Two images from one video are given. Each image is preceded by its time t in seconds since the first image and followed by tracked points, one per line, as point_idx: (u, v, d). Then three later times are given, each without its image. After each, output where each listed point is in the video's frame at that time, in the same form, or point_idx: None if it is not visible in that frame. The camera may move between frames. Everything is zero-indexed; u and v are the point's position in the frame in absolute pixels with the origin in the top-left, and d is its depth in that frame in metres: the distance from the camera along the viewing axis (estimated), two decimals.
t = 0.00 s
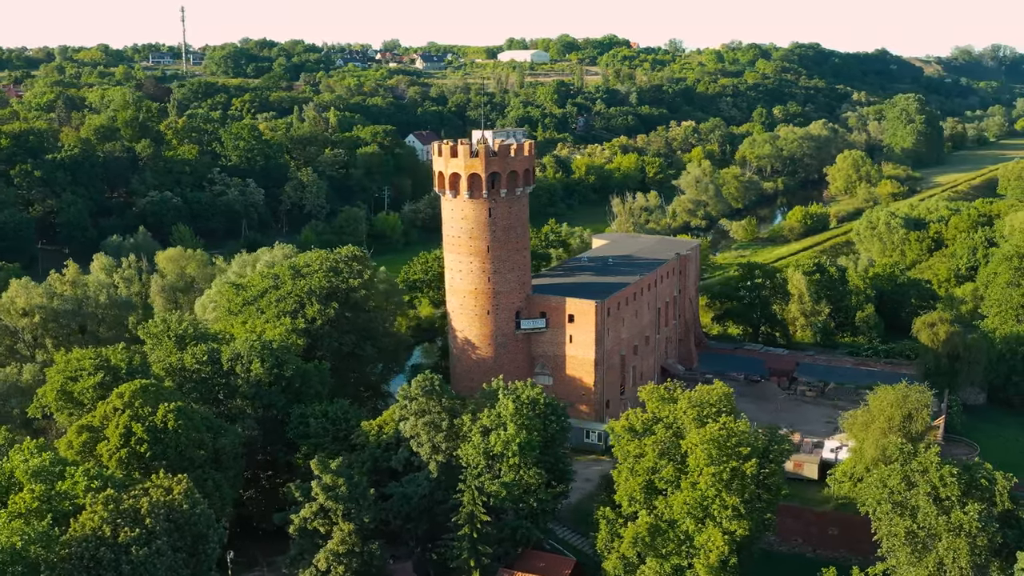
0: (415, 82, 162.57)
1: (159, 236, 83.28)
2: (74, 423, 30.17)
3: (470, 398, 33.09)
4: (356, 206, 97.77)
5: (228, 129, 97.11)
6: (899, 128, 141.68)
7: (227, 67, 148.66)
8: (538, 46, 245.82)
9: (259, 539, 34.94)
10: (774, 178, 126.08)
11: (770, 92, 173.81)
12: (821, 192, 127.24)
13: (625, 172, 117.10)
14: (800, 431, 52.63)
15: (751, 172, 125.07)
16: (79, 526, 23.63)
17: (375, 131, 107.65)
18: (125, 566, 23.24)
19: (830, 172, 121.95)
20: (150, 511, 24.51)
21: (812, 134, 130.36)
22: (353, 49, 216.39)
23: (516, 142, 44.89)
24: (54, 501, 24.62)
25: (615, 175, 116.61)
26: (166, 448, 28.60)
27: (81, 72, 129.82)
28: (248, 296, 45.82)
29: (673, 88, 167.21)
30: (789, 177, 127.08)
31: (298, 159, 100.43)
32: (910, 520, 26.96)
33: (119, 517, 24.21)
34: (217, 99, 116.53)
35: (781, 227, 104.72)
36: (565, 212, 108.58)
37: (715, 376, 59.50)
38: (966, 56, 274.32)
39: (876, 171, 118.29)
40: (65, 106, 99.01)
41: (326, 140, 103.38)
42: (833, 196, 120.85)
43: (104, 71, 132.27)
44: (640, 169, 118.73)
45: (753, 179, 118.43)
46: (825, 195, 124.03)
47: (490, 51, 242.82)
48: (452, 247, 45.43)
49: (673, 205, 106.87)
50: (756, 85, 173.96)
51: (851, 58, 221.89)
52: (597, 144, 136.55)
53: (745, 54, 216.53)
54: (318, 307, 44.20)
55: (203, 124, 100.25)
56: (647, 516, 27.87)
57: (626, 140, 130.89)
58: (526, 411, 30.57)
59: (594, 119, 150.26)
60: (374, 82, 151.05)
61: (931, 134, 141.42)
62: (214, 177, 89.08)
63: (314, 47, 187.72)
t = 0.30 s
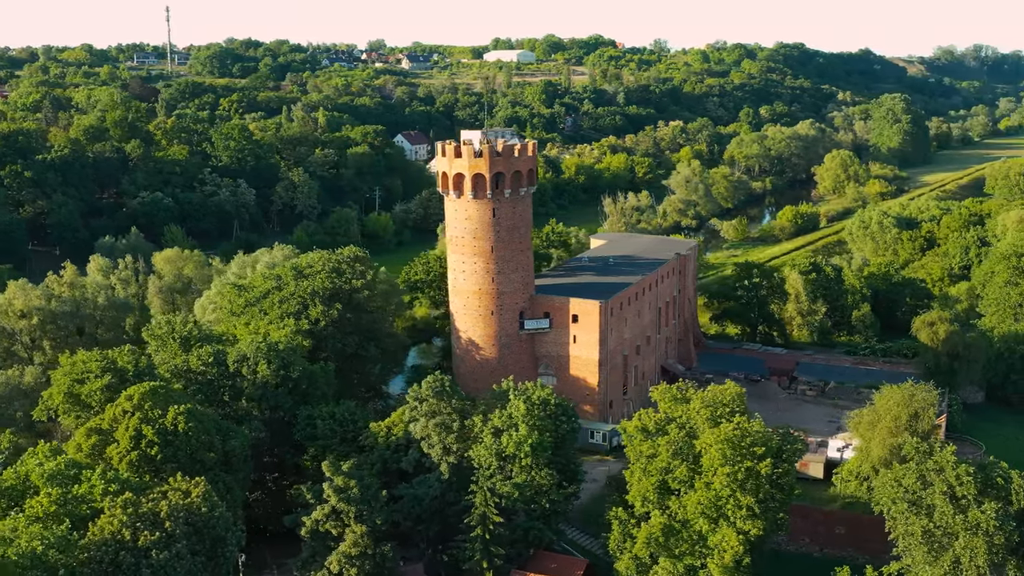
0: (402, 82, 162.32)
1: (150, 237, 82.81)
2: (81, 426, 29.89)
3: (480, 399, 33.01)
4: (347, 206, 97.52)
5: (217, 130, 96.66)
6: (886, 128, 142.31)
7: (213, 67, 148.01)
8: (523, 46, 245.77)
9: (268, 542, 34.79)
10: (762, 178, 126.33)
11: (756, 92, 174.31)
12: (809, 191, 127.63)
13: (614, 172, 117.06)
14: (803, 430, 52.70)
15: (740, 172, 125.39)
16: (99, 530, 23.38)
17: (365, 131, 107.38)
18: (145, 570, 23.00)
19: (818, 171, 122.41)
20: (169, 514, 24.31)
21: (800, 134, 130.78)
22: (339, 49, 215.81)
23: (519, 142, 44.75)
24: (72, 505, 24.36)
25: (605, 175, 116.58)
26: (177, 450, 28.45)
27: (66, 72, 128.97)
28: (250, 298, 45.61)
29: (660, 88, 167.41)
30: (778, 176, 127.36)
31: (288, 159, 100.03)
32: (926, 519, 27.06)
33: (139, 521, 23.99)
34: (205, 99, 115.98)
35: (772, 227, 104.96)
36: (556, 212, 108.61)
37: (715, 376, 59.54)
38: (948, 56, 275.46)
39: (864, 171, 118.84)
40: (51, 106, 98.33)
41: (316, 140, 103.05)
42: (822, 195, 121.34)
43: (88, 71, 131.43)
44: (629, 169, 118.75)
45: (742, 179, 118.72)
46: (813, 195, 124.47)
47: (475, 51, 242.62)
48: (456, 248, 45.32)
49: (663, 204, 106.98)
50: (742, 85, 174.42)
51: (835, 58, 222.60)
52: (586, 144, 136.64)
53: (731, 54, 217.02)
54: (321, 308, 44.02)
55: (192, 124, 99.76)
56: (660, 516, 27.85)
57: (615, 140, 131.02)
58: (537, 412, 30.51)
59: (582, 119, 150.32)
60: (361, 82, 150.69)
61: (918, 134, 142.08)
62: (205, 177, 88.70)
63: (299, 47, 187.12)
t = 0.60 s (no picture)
0: (389, 82, 162.10)
1: (142, 238, 82.30)
2: (90, 429, 29.66)
3: (490, 400, 32.91)
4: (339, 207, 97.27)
5: (208, 130, 96.30)
6: (872, 128, 143.00)
7: (198, 67, 147.42)
8: (509, 46, 245.82)
9: (276, 545, 34.62)
10: (750, 178, 126.57)
11: (743, 92, 174.81)
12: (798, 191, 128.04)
13: (604, 172, 117.01)
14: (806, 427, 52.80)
15: (728, 171, 125.68)
16: (120, 533, 23.18)
17: (355, 131, 107.18)
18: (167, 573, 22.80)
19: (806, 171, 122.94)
20: (189, 518, 24.14)
21: (788, 133, 131.23)
22: (325, 49, 215.23)
23: (524, 142, 44.70)
24: (91, 509, 24.15)
25: (595, 175, 116.46)
26: (187, 452, 28.29)
27: (50, 72, 128.16)
28: (252, 299, 45.38)
29: (647, 88, 167.67)
30: (766, 176, 127.71)
31: (279, 158, 99.67)
32: (943, 517, 27.13)
33: (159, 524, 23.82)
34: (192, 99, 115.51)
35: (762, 227, 105.16)
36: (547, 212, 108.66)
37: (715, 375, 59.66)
38: (930, 57, 277.15)
39: (852, 170, 119.42)
40: (38, 107, 97.83)
41: (306, 141, 102.72)
42: (810, 195, 121.80)
43: (73, 71, 130.63)
44: (619, 169, 118.72)
45: (731, 179, 119.05)
46: (801, 195, 124.90)
47: (462, 51, 242.43)
48: (460, 248, 45.20)
49: (654, 204, 107.08)
50: (728, 85, 174.91)
51: (820, 58, 223.50)
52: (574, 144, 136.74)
53: (716, 54, 217.61)
54: (325, 309, 43.81)
55: (181, 124, 99.32)
56: (674, 516, 27.85)
57: (603, 140, 131.18)
58: (548, 412, 30.43)
59: (570, 119, 150.40)
60: (348, 83, 150.35)
61: (904, 134, 142.80)
62: (196, 178, 88.39)
63: (285, 47, 186.62)
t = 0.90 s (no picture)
0: (376, 82, 161.78)
1: (134, 239, 81.86)
2: (99, 431, 29.45)
3: (500, 401, 32.86)
4: (330, 207, 96.95)
5: (198, 131, 95.93)
6: (859, 128, 143.67)
7: (184, 67, 146.75)
8: (495, 46, 245.59)
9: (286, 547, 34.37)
10: (739, 177, 126.82)
11: (729, 92, 175.24)
12: (786, 191, 128.45)
13: (594, 172, 116.87)
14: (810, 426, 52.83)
15: (717, 171, 125.94)
16: (140, 536, 23.04)
17: (346, 131, 106.94)
18: None
19: (794, 171, 123.36)
20: (210, 521, 24.02)
21: (776, 133, 131.67)
22: (311, 49, 214.48)
23: (528, 142, 44.64)
24: (110, 512, 23.99)
25: (584, 175, 116.28)
26: (198, 455, 28.13)
27: (35, 72, 127.26)
28: (255, 300, 45.15)
29: (634, 88, 167.75)
30: (754, 176, 128.03)
31: (269, 159, 99.36)
32: (959, 516, 27.22)
33: (180, 527, 23.69)
34: (180, 100, 115.02)
35: (753, 226, 105.30)
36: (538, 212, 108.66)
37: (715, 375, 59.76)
38: (913, 57, 278.47)
39: (840, 170, 119.97)
40: (25, 107, 97.16)
41: (296, 141, 102.41)
42: (798, 195, 122.27)
43: (58, 71, 129.77)
44: (609, 169, 118.70)
45: (721, 179, 119.31)
46: (789, 194, 125.35)
47: (447, 51, 242.16)
48: (464, 249, 45.11)
49: (644, 204, 107.21)
50: (715, 85, 175.32)
51: (804, 58, 224.25)
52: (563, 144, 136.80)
53: (702, 54, 218.01)
54: (329, 310, 43.63)
55: (171, 124, 98.85)
56: (688, 516, 27.84)
57: (592, 140, 131.24)
58: (559, 412, 30.40)
59: (557, 119, 150.37)
60: (336, 83, 149.97)
61: (890, 134, 143.49)
62: (187, 179, 88.08)
63: (270, 47, 185.89)
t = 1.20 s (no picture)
0: (363, 82, 161.46)
1: (126, 240, 81.38)
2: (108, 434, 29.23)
3: (510, 402, 32.78)
4: (321, 207, 96.67)
5: (188, 131, 95.59)
6: (846, 127, 144.29)
7: (169, 67, 146.04)
8: (481, 46, 245.43)
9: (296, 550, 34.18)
10: (727, 177, 127.06)
11: (716, 92, 175.69)
12: (774, 190, 128.85)
13: (584, 172, 116.80)
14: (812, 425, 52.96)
15: (706, 171, 126.16)
16: (162, 540, 22.88)
17: (336, 132, 106.73)
18: None
19: (782, 170, 123.72)
20: (231, 524, 23.88)
21: (764, 132, 132.04)
22: (297, 49, 213.77)
23: (532, 143, 44.59)
24: (129, 516, 23.81)
25: (575, 175, 116.22)
26: (210, 457, 27.97)
27: (20, 72, 126.40)
28: (258, 301, 44.93)
29: (621, 88, 167.83)
30: (743, 176, 128.31)
31: (259, 159, 98.99)
32: (975, 516, 27.39)
33: (201, 530, 23.56)
34: (167, 100, 114.54)
35: (744, 225, 105.45)
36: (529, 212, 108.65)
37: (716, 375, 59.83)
38: (896, 57, 279.87)
39: (828, 170, 120.51)
40: (12, 107, 96.57)
41: (286, 141, 102.11)
42: (786, 194, 122.68)
43: (42, 71, 128.94)
44: (599, 169, 118.68)
45: (710, 179, 119.58)
46: (777, 194, 125.75)
47: (433, 51, 241.86)
48: (468, 249, 45.00)
49: (635, 204, 107.35)
50: (702, 85, 175.71)
51: (788, 58, 225.08)
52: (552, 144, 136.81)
53: (688, 54, 218.43)
54: (333, 311, 43.45)
55: (161, 125, 98.36)
56: (702, 516, 27.88)
57: (581, 140, 131.28)
58: (571, 413, 30.37)
59: (546, 119, 150.34)
60: (323, 82, 149.57)
61: (877, 133, 144.16)
62: (178, 179, 87.64)
63: (256, 47, 185.12)
